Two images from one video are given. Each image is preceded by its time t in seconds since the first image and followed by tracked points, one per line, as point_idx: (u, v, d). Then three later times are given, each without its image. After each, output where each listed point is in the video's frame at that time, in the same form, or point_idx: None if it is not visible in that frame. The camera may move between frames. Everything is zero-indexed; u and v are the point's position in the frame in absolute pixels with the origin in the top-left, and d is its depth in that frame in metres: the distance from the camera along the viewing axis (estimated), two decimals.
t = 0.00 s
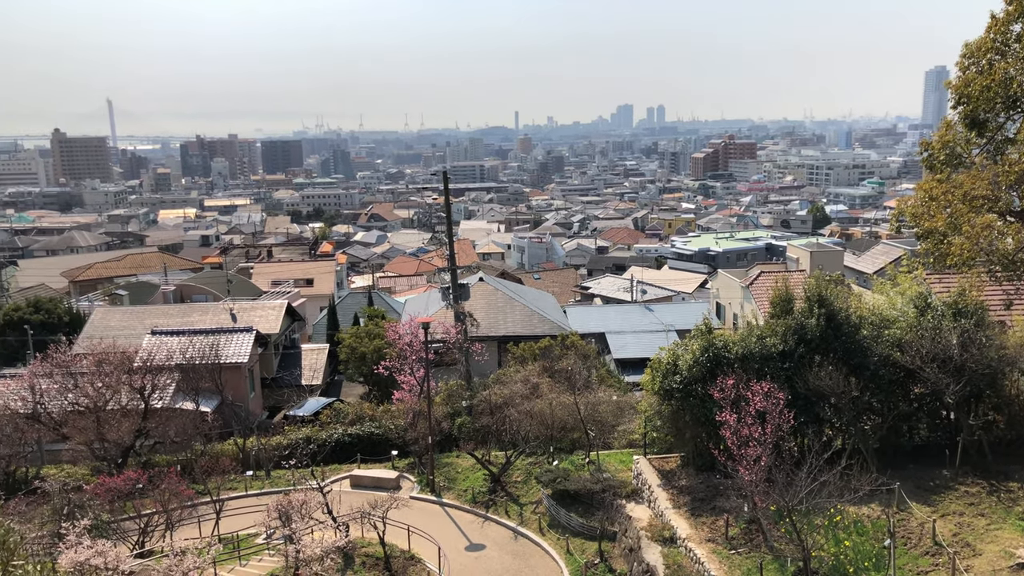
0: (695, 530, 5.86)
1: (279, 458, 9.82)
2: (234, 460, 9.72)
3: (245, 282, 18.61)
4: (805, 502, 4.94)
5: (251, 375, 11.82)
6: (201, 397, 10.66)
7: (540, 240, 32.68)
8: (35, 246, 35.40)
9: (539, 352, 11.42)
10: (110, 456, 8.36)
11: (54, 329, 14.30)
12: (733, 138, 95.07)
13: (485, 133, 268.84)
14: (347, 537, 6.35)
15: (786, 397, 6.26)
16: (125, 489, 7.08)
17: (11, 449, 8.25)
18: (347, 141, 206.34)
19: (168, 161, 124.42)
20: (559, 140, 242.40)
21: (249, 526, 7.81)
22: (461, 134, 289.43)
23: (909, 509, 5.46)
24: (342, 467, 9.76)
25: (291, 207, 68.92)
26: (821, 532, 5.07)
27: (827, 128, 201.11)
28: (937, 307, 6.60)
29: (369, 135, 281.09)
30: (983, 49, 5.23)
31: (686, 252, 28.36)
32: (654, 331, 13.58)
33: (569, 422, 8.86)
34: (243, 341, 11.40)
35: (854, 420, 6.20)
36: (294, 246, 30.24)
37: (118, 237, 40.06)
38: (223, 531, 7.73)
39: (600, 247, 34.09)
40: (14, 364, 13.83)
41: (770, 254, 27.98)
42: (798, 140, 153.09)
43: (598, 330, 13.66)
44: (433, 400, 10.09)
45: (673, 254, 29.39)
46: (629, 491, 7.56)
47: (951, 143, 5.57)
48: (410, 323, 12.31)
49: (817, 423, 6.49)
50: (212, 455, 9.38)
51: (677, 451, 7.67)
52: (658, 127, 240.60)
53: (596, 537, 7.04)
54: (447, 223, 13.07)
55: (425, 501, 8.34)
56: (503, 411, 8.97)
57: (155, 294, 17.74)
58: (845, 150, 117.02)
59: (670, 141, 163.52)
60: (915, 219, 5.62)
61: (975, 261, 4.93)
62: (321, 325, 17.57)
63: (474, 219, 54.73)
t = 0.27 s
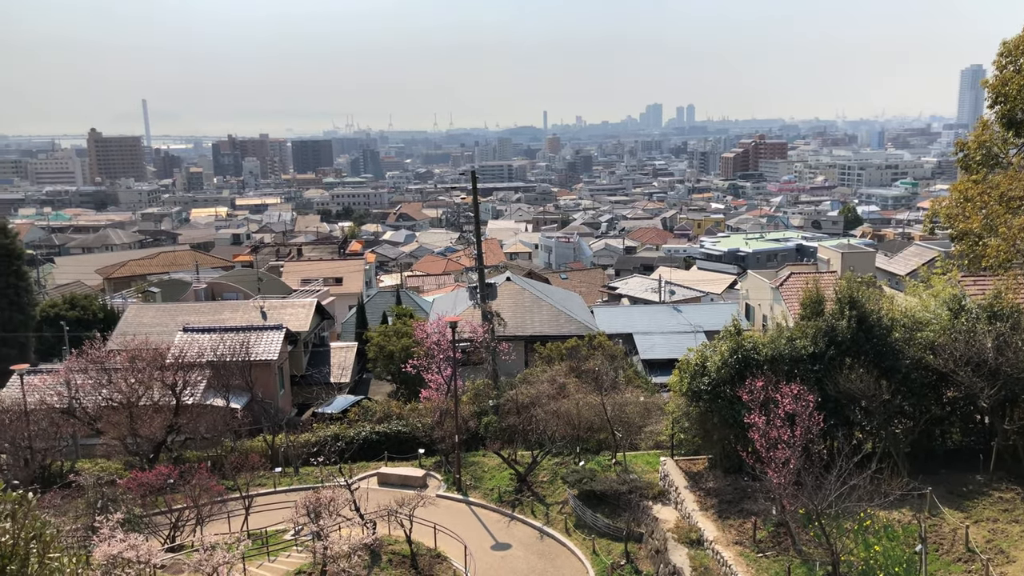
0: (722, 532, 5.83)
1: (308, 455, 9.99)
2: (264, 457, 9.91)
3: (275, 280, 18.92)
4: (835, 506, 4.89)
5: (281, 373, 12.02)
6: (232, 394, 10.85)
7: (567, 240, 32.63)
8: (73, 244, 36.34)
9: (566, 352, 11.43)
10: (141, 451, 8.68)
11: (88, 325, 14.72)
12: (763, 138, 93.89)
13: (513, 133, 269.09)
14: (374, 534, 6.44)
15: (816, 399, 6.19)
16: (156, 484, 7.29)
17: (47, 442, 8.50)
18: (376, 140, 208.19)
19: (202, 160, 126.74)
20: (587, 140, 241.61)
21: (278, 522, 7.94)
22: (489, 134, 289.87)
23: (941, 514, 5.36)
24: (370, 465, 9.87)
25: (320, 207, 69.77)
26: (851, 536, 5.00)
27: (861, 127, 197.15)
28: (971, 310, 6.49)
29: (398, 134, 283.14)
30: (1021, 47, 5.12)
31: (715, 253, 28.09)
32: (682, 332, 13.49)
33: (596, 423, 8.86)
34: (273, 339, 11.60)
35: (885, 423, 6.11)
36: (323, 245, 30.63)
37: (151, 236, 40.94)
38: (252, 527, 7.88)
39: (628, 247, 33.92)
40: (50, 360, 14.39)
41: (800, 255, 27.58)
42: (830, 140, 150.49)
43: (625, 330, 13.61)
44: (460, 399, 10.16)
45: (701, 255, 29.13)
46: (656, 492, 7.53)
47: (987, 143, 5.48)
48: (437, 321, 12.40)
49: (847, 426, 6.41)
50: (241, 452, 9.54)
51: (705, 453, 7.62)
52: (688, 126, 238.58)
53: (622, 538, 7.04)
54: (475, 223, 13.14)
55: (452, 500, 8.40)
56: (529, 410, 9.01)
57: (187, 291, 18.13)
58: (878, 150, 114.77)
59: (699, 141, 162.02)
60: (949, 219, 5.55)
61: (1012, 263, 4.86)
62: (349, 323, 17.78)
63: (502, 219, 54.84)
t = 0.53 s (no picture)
0: (746, 535, 5.79)
1: (332, 452, 10.12)
2: (289, 454, 10.05)
3: (301, 279, 19.15)
4: (861, 510, 4.82)
5: (307, 371, 12.18)
6: (258, 392, 11.00)
7: (592, 241, 32.56)
8: (104, 242, 37.10)
9: (590, 352, 11.41)
10: (169, 447, 8.79)
11: (119, 322, 14.64)
12: (790, 138, 92.75)
13: (537, 132, 268.92)
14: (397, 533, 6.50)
15: (842, 403, 6.12)
16: (183, 480, 7.30)
17: (77, 438, 8.62)
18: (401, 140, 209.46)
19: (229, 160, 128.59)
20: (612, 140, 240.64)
21: (304, 518, 8.06)
22: (514, 134, 290.01)
23: (971, 520, 5.26)
24: (393, 464, 9.95)
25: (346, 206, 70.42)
26: (877, 541, 4.94)
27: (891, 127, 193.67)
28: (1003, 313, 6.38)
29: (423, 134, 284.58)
30: None
31: (741, 253, 27.83)
32: (707, 334, 13.40)
33: (620, 424, 8.85)
34: (299, 337, 11.75)
35: (912, 427, 6.01)
36: (348, 244, 30.93)
37: (180, 235, 41.66)
38: (277, 523, 8.00)
39: (652, 248, 33.74)
40: (82, 356, 14.34)
41: (827, 256, 27.21)
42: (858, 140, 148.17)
43: (649, 331, 13.55)
44: (483, 398, 10.20)
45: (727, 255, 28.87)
46: (680, 494, 7.49)
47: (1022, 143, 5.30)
48: (461, 321, 12.47)
49: (874, 430, 6.33)
50: (267, 449, 9.71)
51: (729, 456, 7.57)
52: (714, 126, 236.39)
53: (645, 540, 7.02)
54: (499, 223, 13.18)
55: (475, 499, 8.44)
56: (552, 411, 9.03)
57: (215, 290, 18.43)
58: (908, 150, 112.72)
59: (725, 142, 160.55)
60: (980, 222, 5.50)
61: None
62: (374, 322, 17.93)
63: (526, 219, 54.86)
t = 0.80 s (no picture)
0: (769, 539, 5.75)
1: (355, 450, 10.22)
2: (312, 452, 10.16)
3: (325, 278, 19.35)
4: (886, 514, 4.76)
5: (330, 369, 12.32)
6: (282, 390, 11.16)
7: (614, 241, 32.45)
8: (132, 242, 37.82)
9: (612, 353, 11.39)
10: (195, 444, 8.93)
11: (145, 320, 15.42)
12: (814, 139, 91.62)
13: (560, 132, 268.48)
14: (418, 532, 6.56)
15: (867, 405, 6.04)
16: (208, 477, 7.40)
17: (105, 434, 8.85)
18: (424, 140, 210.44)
19: (255, 159, 130.11)
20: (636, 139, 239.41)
21: (327, 516, 8.16)
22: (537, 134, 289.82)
23: (998, 525, 5.17)
24: (416, 463, 10.01)
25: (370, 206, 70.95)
26: (903, 546, 4.87)
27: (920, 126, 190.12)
28: None
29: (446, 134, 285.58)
30: None
31: (765, 254, 27.55)
32: (730, 335, 13.29)
33: (642, 425, 8.84)
34: (323, 336, 11.90)
35: (939, 431, 5.92)
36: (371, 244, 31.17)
37: (206, 234, 42.31)
38: (301, 521, 8.09)
39: (675, 249, 33.53)
40: (109, 353, 15.05)
41: (852, 258, 26.83)
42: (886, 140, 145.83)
43: (672, 332, 13.48)
44: (505, 398, 10.24)
45: (751, 257, 28.59)
46: (702, 496, 7.46)
47: None
48: (484, 321, 12.52)
49: (899, 433, 6.25)
50: (290, 447, 9.86)
51: (752, 458, 7.52)
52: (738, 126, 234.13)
53: (667, 542, 7.00)
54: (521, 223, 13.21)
55: (497, 499, 8.48)
56: (574, 411, 9.04)
57: (241, 288, 18.70)
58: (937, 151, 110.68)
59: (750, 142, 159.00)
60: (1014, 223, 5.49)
61: None
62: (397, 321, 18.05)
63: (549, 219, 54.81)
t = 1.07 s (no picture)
0: (795, 542, 5.70)
1: (381, 448, 10.33)
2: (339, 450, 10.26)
3: (352, 278, 19.55)
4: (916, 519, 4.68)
5: (357, 368, 12.44)
6: (309, 387, 11.32)
7: (640, 241, 32.28)
8: (163, 240, 38.56)
9: (637, 354, 11.35)
10: (223, 440, 9.19)
11: (175, 317, 15.85)
12: (843, 139, 90.19)
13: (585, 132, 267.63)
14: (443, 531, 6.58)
15: (896, 409, 5.96)
16: (235, 473, 7.77)
17: (136, 429, 9.11)
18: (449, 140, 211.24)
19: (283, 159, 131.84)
20: (662, 139, 237.73)
21: (353, 513, 8.26)
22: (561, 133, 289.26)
23: None
24: (441, 461, 10.07)
25: (396, 206, 71.46)
26: (932, 552, 4.80)
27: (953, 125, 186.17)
28: None
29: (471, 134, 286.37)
30: None
31: (792, 256, 27.20)
32: (757, 337, 13.16)
33: (667, 427, 8.83)
34: (350, 335, 12.00)
35: (971, 436, 5.82)
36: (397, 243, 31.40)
37: (235, 233, 42.99)
38: (327, 517, 8.21)
39: (701, 249, 33.25)
40: (140, 350, 15.34)
41: (881, 260, 26.36)
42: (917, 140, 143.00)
43: (698, 333, 13.39)
44: (530, 398, 10.26)
45: (778, 258, 28.25)
46: (727, 499, 7.42)
47: None
48: (509, 321, 12.56)
49: (930, 438, 6.15)
50: (317, 444, 9.98)
51: (779, 461, 7.45)
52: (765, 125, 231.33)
53: (692, 544, 6.96)
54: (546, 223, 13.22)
55: (521, 498, 8.52)
56: (599, 411, 9.02)
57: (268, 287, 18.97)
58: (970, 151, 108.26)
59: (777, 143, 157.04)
60: None
61: None
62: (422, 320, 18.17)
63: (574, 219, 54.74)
